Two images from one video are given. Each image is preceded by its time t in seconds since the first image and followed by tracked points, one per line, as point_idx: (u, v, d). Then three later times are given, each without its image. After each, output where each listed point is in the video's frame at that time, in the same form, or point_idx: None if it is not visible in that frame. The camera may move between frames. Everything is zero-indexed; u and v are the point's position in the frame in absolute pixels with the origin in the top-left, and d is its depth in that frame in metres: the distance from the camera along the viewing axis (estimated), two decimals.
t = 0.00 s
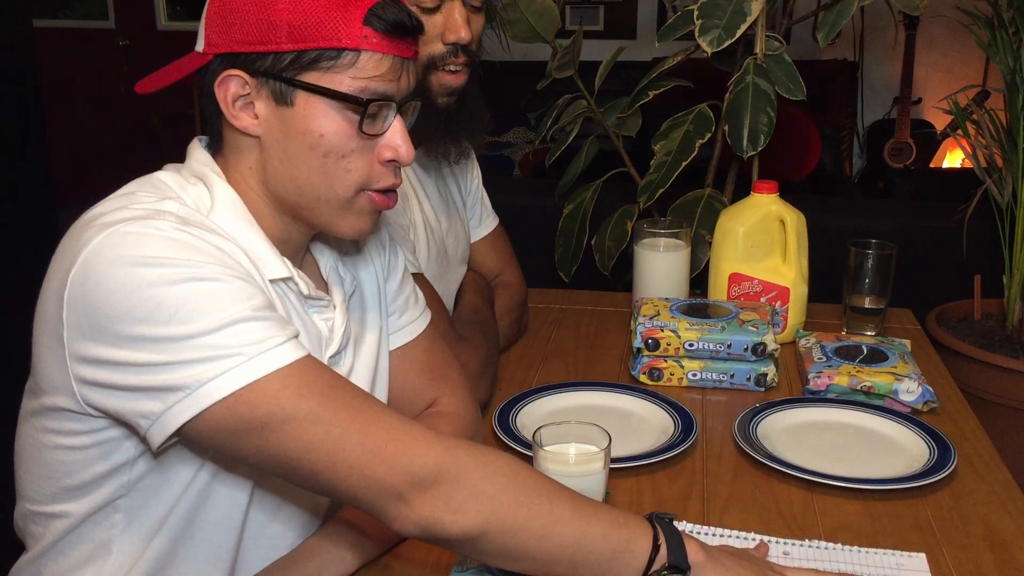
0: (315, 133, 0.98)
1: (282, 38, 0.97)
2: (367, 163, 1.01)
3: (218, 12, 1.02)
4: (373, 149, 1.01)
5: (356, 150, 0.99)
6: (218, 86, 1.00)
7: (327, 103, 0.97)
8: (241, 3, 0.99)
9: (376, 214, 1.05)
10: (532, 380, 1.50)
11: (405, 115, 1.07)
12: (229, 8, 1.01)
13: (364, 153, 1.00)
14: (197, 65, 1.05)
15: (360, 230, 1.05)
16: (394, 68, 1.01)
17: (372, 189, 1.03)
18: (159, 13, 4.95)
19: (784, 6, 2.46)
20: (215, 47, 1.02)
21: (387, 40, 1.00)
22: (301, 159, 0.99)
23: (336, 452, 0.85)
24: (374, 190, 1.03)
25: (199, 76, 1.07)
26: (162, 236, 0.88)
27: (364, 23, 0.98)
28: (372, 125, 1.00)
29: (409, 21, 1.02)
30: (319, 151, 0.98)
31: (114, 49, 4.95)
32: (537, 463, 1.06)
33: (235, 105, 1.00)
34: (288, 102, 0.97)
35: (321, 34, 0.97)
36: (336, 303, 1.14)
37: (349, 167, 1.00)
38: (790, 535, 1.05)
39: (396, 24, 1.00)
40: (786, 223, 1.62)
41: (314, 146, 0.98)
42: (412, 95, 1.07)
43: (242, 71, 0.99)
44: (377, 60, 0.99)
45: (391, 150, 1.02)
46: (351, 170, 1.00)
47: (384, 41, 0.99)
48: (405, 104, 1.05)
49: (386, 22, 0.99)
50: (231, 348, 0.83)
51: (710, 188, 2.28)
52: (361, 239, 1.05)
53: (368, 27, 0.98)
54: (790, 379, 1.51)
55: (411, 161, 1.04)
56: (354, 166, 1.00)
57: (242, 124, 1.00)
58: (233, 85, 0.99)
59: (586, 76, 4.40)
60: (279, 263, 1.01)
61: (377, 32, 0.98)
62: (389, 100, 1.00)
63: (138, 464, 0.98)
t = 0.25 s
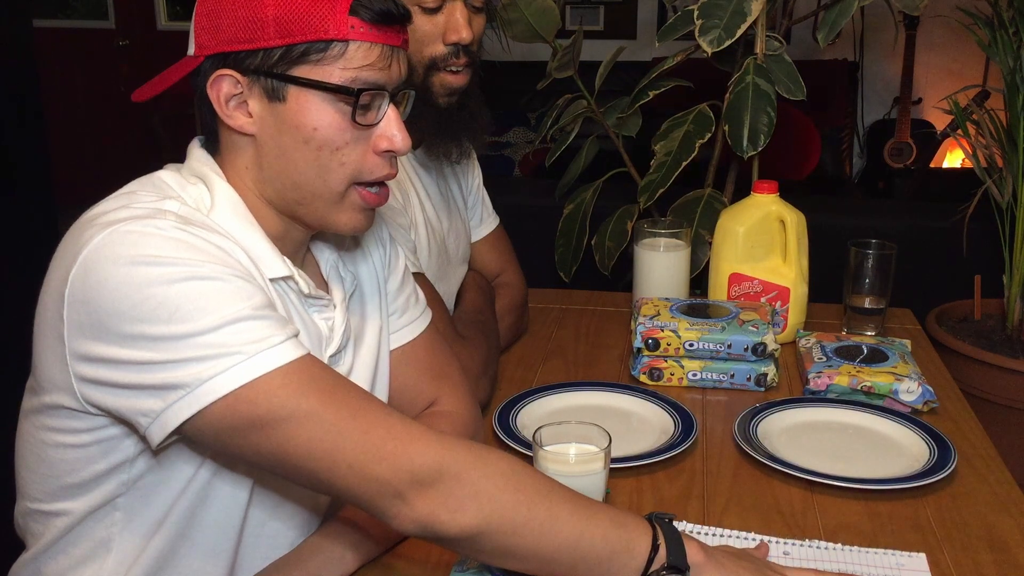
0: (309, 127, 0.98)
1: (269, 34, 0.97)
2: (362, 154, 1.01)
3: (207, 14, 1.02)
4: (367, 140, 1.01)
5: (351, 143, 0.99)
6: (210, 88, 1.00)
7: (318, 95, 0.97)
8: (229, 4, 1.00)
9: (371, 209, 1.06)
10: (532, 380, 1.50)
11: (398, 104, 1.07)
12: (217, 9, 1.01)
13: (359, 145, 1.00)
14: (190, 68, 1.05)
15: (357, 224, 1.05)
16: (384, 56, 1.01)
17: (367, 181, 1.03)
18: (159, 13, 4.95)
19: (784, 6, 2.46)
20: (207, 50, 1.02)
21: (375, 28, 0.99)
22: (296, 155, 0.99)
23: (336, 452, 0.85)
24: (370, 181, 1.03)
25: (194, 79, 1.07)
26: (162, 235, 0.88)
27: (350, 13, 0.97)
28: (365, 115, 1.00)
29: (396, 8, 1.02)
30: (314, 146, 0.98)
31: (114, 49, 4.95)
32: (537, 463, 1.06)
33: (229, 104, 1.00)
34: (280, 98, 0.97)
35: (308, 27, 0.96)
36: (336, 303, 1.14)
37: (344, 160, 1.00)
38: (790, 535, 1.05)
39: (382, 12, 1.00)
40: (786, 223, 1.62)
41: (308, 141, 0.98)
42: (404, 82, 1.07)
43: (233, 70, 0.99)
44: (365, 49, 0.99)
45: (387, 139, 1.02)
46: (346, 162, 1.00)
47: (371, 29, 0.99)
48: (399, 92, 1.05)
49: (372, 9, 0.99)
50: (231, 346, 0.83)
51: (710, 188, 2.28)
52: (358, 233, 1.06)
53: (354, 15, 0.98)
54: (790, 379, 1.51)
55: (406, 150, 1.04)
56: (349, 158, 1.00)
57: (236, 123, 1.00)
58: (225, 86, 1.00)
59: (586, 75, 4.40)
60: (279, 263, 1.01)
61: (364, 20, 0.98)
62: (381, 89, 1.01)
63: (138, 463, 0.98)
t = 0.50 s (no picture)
0: (309, 126, 0.97)
1: (272, 34, 0.97)
2: (362, 156, 1.01)
3: (211, 13, 1.03)
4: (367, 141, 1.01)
5: (350, 144, 0.99)
6: (212, 85, 1.00)
7: (319, 96, 0.97)
8: (233, 3, 1.00)
9: (368, 209, 1.05)
10: (533, 379, 1.50)
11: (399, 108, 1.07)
12: (222, 8, 1.01)
13: (358, 146, 1.00)
14: (193, 66, 1.05)
15: (357, 225, 1.05)
16: (387, 59, 1.01)
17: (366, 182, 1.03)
18: (159, 13, 4.95)
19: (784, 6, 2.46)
20: (210, 47, 1.02)
21: (379, 31, 0.99)
22: (296, 155, 0.99)
23: (336, 451, 0.85)
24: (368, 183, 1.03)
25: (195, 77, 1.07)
26: (162, 234, 0.88)
27: (354, 15, 0.97)
28: (366, 117, 1.00)
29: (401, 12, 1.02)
30: (314, 146, 0.98)
31: (114, 49, 4.95)
32: (537, 463, 1.06)
33: (230, 102, 1.00)
34: (281, 97, 0.97)
35: (311, 28, 0.96)
36: (336, 303, 1.14)
37: (343, 161, 1.00)
38: (790, 535, 1.04)
39: (387, 16, 1.00)
40: (786, 223, 1.62)
41: (308, 140, 0.98)
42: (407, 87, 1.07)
43: (235, 68, 0.99)
44: (368, 52, 0.99)
45: (387, 143, 1.02)
46: (346, 162, 1.00)
47: (374, 32, 0.99)
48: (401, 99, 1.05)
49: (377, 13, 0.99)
50: (231, 344, 0.83)
51: (710, 188, 2.28)
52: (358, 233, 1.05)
53: (359, 18, 0.98)
54: (790, 379, 1.51)
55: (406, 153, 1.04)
56: (349, 159, 1.00)
57: (238, 121, 1.00)
58: (227, 83, 0.99)
59: (586, 76, 4.40)
60: (279, 262, 1.01)
61: (368, 23, 0.98)
62: (383, 92, 1.00)
63: (139, 461, 0.98)
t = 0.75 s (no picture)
0: (310, 130, 0.98)
1: (275, 36, 0.97)
2: (363, 160, 1.01)
3: (213, 13, 1.02)
4: (368, 146, 1.01)
5: (351, 149, 0.99)
6: (213, 86, 1.00)
7: (320, 100, 0.97)
8: (235, 3, 0.99)
9: (368, 212, 1.05)
10: (533, 379, 1.51)
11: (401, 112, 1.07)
12: (224, 8, 1.01)
13: (359, 151, 1.00)
14: (193, 65, 1.05)
15: (357, 226, 1.05)
16: (390, 64, 1.01)
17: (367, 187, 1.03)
18: (159, 13, 4.95)
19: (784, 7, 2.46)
20: (211, 48, 1.02)
21: (382, 37, 0.99)
22: (296, 157, 0.99)
23: (336, 450, 0.85)
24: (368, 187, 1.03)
25: (196, 76, 1.07)
26: (162, 234, 0.88)
27: (358, 21, 0.97)
28: (367, 123, 1.00)
29: (405, 19, 1.02)
30: (315, 149, 0.98)
31: (114, 49, 4.95)
32: (537, 463, 1.06)
33: (231, 103, 1.00)
34: (282, 100, 0.97)
35: (315, 32, 0.96)
36: (336, 303, 1.14)
37: (344, 165, 1.00)
38: (790, 535, 1.05)
39: (391, 22, 1.00)
40: (786, 223, 1.62)
41: (309, 144, 0.98)
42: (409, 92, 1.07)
43: (237, 70, 0.99)
44: (372, 57, 0.99)
45: (387, 148, 1.02)
46: (347, 167, 1.00)
47: (378, 38, 0.99)
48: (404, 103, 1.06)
49: (381, 19, 0.99)
50: (231, 345, 0.83)
51: (710, 188, 2.28)
52: (358, 235, 1.06)
53: (363, 24, 0.98)
54: (790, 379, 1.51)
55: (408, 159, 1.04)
56: (349, 163, 1.00)
57: (239, 123, 1.00)
58: (228, 84, 0.99)
59: (586, 75, 4.40)
60: (279, 263, 1.01)
61: (372, 29, 0.98)
62: (384, 97, 1.01)
63: (139, 462, 0.98)
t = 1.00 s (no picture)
0: (309, 132, 0.98)
1: (275, 37, 0.97)
2: (362, 161, 1.01)
3: (214, 12, 1.02)
4: (368, 148, 1.01)
5: (351, 150, 0.99)
6: (213, 86, 1.00)
7: (320, 102, 0.97)
8: (235, 3, 0.99)
9: (368, 214, 1.05)
10: (532, 379, 1.51)
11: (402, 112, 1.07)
12: (224, 9, 1.01)
13: (358, 153, 1.00)
14: (194, 65, 1.06)
15: (357, 227, 1.05)
16: (389, 65, 1.01)
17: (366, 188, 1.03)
18: (159, 13, 4.95)
19: (784, 7, 2.46)
20: (211, 48, 1.02)
21: (382, 39, 0.99)
22: (296, 159, 0.99)
23: (336, 450, 0.85)
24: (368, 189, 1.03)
25: (195, 77, 1.07)
26: (161, 234, 0.88)
27: (358, 22, 0.97)
28: (366, 124, 1.00)
29: (406, 21, 1.02)
30: (315, 151, 0.99)
31: (114, 49, 4.96)
32: (537, 463, 1.06)
33: (230, 104, 1.00)
34: (282, 101, 0.97)
35: (314, 33, 0.96)
36: (336, 303, 1.14)
37: (344, 166, 1.00)
38: (790, 535, 1.05)
39: (391, 24, 1.00)
40: (786, 223, 1.62)
41: (309, 145, 0.98)
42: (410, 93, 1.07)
43: (237, 70, 0.99)
44: (371, 59, 0.99)
45: (387, 149, 1.02)
46: (346, 168, 1.00)
47: (378, 39, 0.99)
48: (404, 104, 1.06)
49: (381, 21, 0.99)
50: (231, 345, 0.83)
51: (710, 188, 2.28)
52: (358, 235, 1.06)
53: (363, 26, 0.98)
54: (790, 379, 1.51)
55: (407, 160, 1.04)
56: (349, 164, 1.00)
57: (238, 123, 1.00)
58: (228, 85, 0.99)
59: (586, 75, 4.40)
60: (278, 263, 1.01)
61: (371, 31, 0.98)
62: (384, 99, 1.00)
63: (139, 462, 0.98)
